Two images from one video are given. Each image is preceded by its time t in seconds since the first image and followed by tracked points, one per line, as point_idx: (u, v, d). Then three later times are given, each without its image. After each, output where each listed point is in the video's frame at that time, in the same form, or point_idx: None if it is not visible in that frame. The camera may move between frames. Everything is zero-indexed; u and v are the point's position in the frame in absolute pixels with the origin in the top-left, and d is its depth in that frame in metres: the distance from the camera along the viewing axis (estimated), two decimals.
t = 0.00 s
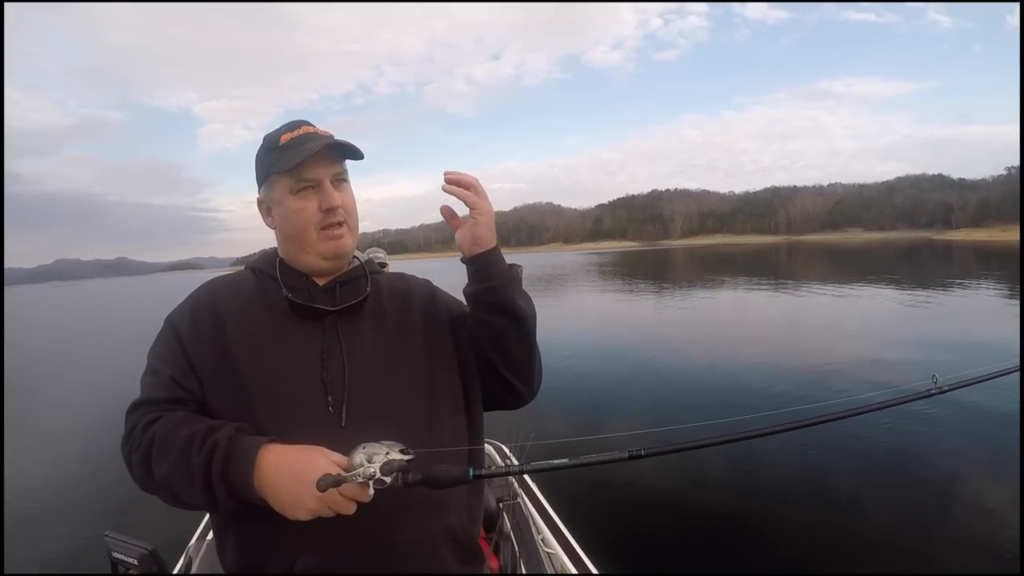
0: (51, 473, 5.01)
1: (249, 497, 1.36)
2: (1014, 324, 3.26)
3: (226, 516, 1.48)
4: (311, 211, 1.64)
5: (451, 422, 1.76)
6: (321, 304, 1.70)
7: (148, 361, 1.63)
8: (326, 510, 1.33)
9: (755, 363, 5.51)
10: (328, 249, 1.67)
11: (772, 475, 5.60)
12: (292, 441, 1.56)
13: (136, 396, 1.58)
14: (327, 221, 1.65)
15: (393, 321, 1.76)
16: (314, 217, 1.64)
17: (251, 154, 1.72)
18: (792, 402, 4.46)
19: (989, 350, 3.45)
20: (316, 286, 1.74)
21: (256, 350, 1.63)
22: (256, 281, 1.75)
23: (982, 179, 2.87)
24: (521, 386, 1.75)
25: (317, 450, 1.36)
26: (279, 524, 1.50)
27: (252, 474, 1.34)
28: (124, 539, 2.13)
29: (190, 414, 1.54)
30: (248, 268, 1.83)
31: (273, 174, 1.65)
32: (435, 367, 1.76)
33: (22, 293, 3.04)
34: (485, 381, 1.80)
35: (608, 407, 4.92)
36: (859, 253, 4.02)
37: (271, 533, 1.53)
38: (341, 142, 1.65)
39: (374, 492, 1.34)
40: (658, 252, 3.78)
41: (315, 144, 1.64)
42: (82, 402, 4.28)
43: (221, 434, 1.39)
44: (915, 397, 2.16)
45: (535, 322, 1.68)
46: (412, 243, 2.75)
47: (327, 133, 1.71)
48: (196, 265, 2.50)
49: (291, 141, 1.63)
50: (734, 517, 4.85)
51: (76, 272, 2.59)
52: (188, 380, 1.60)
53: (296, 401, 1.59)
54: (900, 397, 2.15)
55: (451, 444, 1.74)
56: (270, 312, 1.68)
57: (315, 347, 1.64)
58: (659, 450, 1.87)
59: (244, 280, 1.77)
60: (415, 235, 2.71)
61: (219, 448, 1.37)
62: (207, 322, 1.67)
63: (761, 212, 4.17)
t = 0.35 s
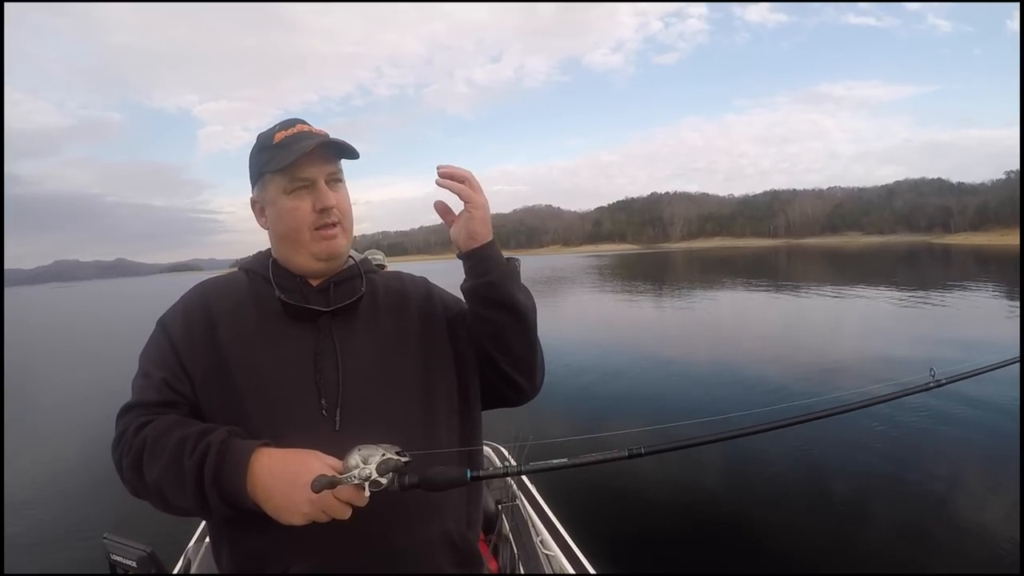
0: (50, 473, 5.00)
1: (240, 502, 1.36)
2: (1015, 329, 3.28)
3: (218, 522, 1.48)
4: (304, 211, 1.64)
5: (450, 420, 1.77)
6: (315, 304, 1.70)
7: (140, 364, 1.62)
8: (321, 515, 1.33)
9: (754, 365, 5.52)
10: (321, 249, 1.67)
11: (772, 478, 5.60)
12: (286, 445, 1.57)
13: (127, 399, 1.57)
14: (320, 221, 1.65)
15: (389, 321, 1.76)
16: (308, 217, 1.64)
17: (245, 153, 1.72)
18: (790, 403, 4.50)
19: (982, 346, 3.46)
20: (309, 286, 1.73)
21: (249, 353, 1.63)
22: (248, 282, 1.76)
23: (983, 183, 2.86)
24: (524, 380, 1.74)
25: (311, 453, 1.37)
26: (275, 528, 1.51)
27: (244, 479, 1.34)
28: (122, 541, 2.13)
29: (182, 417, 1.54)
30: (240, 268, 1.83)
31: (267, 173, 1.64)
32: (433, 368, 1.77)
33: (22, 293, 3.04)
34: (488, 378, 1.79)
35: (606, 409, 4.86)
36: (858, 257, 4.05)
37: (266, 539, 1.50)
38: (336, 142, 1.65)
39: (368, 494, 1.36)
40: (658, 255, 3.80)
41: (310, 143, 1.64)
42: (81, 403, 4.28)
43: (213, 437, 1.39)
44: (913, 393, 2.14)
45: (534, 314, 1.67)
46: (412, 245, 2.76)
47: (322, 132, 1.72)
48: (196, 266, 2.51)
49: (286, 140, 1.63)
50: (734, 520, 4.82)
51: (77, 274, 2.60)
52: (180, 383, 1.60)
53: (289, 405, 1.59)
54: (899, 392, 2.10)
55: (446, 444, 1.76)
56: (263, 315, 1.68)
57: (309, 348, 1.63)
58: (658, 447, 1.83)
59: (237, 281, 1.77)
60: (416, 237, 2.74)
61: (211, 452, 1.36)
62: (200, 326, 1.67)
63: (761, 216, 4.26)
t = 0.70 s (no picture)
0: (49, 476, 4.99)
1: (238, 512, 1.36)
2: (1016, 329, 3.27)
3: (216, 530, 1.48)
4: (298, 205, 1.63)
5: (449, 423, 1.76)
6: (311, 309, 1.70)
7: (136, 370, 1.63)
8: (318, 525, 1.33)
9: (753, 365, 5.53)
10: (313, 246, 1.66)
11: (771, 478, 5.61)
12: (281, 451, 1.57)
13: (123, 407, 1.57)
14: (314, 217, 1.64)
15: (384, 326, 1.76)
16: (302, 213, 1.63)
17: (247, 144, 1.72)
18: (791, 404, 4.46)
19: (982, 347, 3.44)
20: (306, 290, 1.74)
21: (245, 360, 1.63)
22: (243, 285, 1.76)
23: (982, 183, 2.95)
24: (521, 385, 1.74)
25: (308, 463, 1.36)
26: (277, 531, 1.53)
27: (243, 489, 1.35)
28: (122, 543, 2.13)
29: (178, 424, 1.54)
30: (236, 271, 1.83)
31: (266, 165, 1.65)
32: (428, 373, 1.77)
33: (19, 294, 3.03)
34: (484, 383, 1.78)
35: (607, 411, 4.95)
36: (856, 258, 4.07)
37: (271, 540, 1.55)
38: (337, 139, 1.65)
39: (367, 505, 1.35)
40: (657, 256, 3.82)
41: (312, 139, 1.64)
42: (80, 406, 4.28)
43: (210, 446, 1.39)
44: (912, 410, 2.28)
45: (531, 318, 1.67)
46: (411, 246, 2.76)
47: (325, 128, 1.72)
48: (195, 268, 2.51)
49: (287, 134, 1.63)
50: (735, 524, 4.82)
51: (76, 276, 2.59)
52: (176, 391, 1.61)
53: (286, 412, 1.59)
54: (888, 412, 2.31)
55: (444, 454, 1.74)
56: (258, 321, 1.68)
57: (304, 354, 1.64)
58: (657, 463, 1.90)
59: (232, 285, 1.77)
60: (414, 238, 2.76)
61: (208, 462, 1.37)
62: (195, 332, 1.68)
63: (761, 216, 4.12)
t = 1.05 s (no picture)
0: (53, 474, 5.04)
1: (237, 518, 1.37)
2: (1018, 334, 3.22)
3: (214, 534, 1.49)
4: (293, 208, 1.62)
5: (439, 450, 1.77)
6: (311, 315, 1.71)
7: (136, 370, 1.62)
8: (315, 534, 1.36)
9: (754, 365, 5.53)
10: (301, 253, 1.65)
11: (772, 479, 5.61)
12: (279, 457, 1.58)
13: (123, 407, 1.57)
14: (304, 223, 1.62)
15: (385, 334, 1.76)
16: (294, 218, 1.62)
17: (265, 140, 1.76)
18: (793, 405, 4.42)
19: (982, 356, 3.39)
20: (308, 292, 1.74)
21: (246, 364, 1.63)
22: (245, 285, 1.76)
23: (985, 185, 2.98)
24: (504, 430, 1.77)
25: (307, 471, 1.40)
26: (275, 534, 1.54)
27: (243, 495, 1.36)
28: (123, 541, 2.14)
29: (179, 426, 1.54)
30: (239, 270, 1.83)
31: (275, 162, 1.67)
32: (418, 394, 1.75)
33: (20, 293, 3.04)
34: (469, 420, 1.80)
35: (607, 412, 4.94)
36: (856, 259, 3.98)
37: (266, 545, 1.55)
38: (342, 149, 1.63)
39: (365, 517, 1.38)
40: (657, 258, 3.84)
41: (315, 144, 1.63)
42: (83, 405, 4.29)
43: (211, 452, 1.40)
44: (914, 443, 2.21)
45: (525, 376, 1.67)
46: (411, 246, 2.76)
47: (343, 134, 1.71)
48: (196, 267, 2.52)
49: (295, 136, 1.64)
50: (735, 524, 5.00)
51: (77, 275, 2.64)
52: (177, 392, 1.61)
53: (285, 419, 1.60)
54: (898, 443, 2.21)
55: (443, 464, 1.78)
56: (260, 325, 1.68)
57: (304, 360, 1.64)
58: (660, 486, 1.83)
59: (235, 284, 1.77)
60: (415, 238, 2.76)
61: (208, 467, 1.37)
62: (198, 333, 1.68)
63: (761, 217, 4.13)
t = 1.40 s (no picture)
0: (56, 477, 5.06)
1: (238, 524, 1.37)
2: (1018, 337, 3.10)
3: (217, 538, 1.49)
4: (294, 214, 1.62)
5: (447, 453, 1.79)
6: (316, 318, 1.71)
7: (141, 373, 1.63)
8: (317, 542, 1.37)
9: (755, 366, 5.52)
10: (303, 259, 1.65)
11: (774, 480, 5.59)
12: (283, 462, 1.59)
13: (128, 410, 1.57)
14: (305, 228, 1.62)
15: (390, 338, 1.76)
16: (295, 224, 1.61)
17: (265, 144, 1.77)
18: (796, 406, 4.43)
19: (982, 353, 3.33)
20: (313, 295, 1.74)
21: (250, 368, 1.64)
22: (250, 288, 1.77)
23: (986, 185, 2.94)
24: (513, 435, 1.78)
25: (310, 479, 1.41)
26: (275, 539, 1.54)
27: (244, 501, 1.36)
28: (124, 544, 2.14)
29: (183, 430, 1.55)
30: (244, 272, 1.84)
31: (276, 166, 1.67)
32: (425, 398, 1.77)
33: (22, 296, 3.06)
34: (480, 424, 1.81)
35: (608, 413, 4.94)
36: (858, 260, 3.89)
37: (269, 547, 1.56)
38: (342, 153, 1.63)
39: (367, 526, 1.39)
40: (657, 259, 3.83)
41: (315, 147, 1.63)
42: (85, 408, 4.30)
43: (212, 458, 1.39)
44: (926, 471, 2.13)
45: (535, 383, 1.65)
46: (411, 249, 2.76)
47: (343, 136, 1.71)
48: (197, 271, 2.53)
49: (296, 138, 1.64)
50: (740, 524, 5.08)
51: (77, 278, 2.63)
52: (181, 395, 1.61)
53: (289, 423, 1.61)
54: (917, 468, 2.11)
55: (447, 469, 1.78)
56: (265, 328, 1.69)
57: (308, 364, 1.65)
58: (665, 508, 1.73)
59: (239, 287, 1.78)
60: (417, 241, 2.77)
61: (210, 473, 1.37)
62: (203, 336, 1.69)
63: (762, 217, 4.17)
